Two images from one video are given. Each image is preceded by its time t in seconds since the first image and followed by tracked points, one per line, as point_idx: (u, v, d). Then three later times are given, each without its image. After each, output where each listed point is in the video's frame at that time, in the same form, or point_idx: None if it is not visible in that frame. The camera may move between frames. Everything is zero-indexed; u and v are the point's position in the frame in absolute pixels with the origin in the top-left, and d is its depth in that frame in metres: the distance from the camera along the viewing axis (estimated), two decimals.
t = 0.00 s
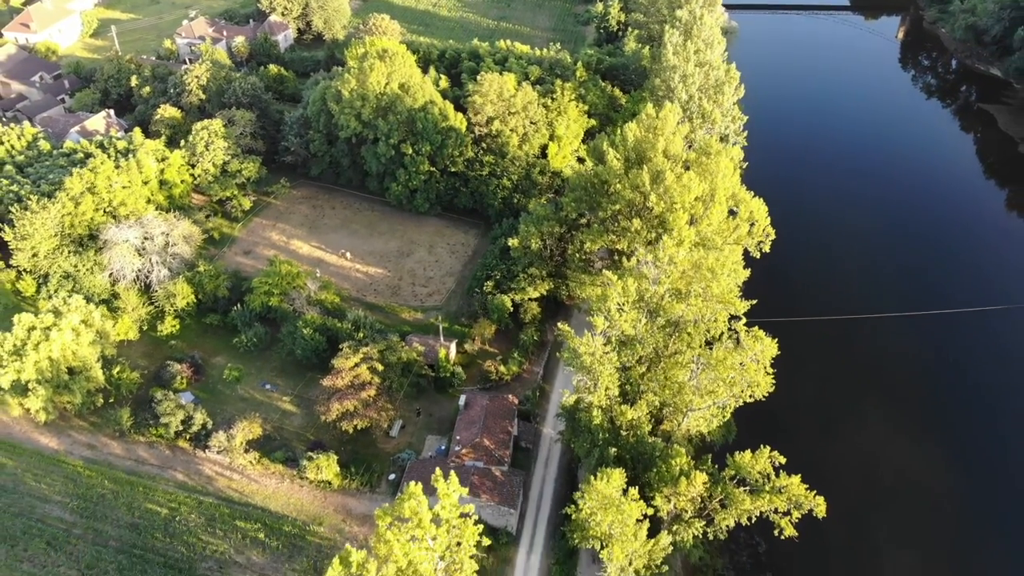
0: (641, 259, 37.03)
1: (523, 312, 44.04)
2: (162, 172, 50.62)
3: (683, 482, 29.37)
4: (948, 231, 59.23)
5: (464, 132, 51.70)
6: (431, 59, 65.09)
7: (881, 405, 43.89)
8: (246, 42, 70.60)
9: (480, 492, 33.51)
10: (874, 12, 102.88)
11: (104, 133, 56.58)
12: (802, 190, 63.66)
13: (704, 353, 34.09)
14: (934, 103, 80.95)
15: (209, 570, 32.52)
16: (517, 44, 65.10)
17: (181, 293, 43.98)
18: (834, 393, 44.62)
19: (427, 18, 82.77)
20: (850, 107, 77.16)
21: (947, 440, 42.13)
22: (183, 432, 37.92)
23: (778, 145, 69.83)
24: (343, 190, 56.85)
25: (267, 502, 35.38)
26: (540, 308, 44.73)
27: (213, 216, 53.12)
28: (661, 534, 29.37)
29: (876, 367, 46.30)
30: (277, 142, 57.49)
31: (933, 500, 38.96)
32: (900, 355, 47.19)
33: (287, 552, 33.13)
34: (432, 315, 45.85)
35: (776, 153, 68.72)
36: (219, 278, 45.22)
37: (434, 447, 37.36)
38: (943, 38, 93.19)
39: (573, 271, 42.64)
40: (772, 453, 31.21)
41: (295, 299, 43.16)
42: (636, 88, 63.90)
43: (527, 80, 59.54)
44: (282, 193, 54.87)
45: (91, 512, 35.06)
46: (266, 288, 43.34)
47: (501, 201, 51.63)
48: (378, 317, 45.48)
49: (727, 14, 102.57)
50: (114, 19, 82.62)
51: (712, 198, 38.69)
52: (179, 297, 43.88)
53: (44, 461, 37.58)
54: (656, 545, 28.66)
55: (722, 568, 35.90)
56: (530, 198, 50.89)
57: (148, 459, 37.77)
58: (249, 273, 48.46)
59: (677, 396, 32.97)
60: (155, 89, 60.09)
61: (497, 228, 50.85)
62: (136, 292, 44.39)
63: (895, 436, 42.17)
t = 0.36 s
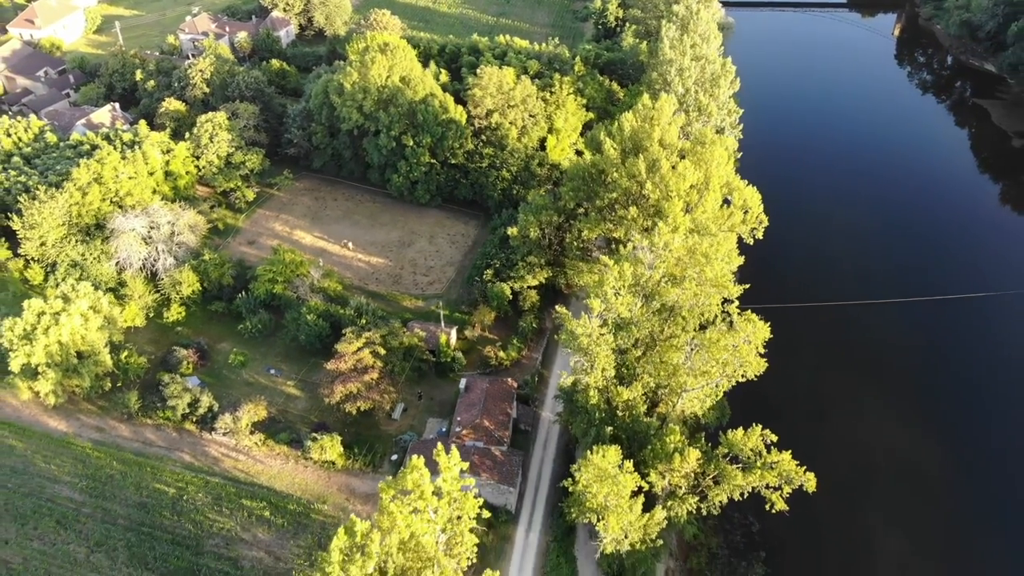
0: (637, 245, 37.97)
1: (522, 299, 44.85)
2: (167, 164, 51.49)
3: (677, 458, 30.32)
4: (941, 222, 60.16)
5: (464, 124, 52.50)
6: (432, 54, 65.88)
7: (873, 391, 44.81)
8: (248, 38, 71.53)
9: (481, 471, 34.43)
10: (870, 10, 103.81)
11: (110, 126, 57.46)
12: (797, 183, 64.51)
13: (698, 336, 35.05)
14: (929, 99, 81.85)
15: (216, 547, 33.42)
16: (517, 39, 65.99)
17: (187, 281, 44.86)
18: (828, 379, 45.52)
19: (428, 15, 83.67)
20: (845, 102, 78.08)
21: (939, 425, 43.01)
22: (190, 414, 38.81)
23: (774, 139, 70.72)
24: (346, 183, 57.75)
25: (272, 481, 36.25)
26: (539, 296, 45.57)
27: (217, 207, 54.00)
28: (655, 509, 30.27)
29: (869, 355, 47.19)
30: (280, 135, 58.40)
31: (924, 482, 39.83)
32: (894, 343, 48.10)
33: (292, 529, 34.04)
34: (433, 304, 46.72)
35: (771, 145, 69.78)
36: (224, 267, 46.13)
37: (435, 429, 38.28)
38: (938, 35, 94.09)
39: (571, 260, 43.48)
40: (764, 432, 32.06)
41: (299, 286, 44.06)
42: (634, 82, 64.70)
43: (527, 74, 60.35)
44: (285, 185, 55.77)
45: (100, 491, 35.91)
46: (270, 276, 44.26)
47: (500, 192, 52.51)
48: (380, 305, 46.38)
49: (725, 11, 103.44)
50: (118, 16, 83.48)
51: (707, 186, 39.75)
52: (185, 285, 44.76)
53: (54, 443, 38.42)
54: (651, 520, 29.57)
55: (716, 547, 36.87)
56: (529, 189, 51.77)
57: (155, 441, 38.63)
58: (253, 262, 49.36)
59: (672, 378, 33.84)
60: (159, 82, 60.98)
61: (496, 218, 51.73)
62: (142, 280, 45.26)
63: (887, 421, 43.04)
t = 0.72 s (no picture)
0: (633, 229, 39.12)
1: (521, 287, 45.59)
2: (172, 155, 52.42)
3: (672, 436, 31.23)
4: (935, 214, 61.00)
5: (464, 116, 53.25)
6: (432, 49, 66.70)
7: (866, 377, 45.65)
8: (251, 34, 72.14)
9: (480, 451, 35.36)
10: (867, 7, 104.68)
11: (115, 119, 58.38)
12: (793, 175, 65.39)
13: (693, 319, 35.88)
14: (924, 94, 82.71)
15: (222, 525, 34.28)
16: (516, 34, 66.84)
17: (193, 269, 45.73)
18: (822, 366, 46.36)
19: (428, 11, 84.55)
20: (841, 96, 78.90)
21: (930, 410, 43.85)
22: (196, 398, 39.69)
23: (770, 133, 71.58)
24: (348, 175, 58.67)
25: (277, 462, 37.14)
26: (538, 284, 46.41)
27: (221, 198, 54.91)
28: (651, 486, 31.21)
29: (862, 342, 48.04)
30: (283, 129, 59.31)
31: (914, 464, 40.69)
32: (886, 331, 48.92)
33: (297, 508, 34.92)
34: (434, 292, 47.59)
35: (766, 137, 70.70)
36: (228, 255, 47.04)
37: (437, 412, 39.19)
38: (933, 31, 94.99)
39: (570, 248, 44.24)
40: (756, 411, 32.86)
41: (303, 275, 44.98)
42: (632, 76, 65.58)
43: (526, 68, 61.09)
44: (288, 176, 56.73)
45: (109, 472, 36.77)
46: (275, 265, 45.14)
47: (500, 183, 53.33)
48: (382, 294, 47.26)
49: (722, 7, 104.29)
50: (122, 13, 84.38)
51: (701, 176, 40.68)
52: (191, 273, 45.65)
53: (63, 426, 39.24)
54: (647, 496, 30.48)
55: (711, 527, 37.75)
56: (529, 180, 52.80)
57: (162, 424, 39.51)
58: (256, 251, 50.26)
59: (667, 360, 34.70)
60: (164, 77, 61.89)
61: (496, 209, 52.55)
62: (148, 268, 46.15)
63: (879, 406, 43.91)
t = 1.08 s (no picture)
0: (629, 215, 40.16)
1: (520, 276, 46.37)
2: (177, 147, 53.35)
3: (666, 415, 32.15)
4: (929, 206, 61.78)
5: (464, 109, 54.19)
6: (433, 44, 67.48)
7: (860, 364, 46.40)
8: (254, 29, 72.97)
9: (481, 432, 36.24)
10: (864, 4, 105.52)
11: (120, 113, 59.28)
12: (789, 169, 66.28)
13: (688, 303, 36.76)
14: (920, 90, 83.49)
15: (229, 504, 35.16)
16: (515, 29, 67.63)
17: (198, 258, 46.58)
18: (816, 353, 47.14)
19: (428, 8, 85.39)
20: (837, 92, 79.76)
21: (923, 395, 44.63)
22: (202, 382, 40.55)
23: (765, 128, 72.52)
24: (349, 168, 59.56)
25: (282, 444, 38.04)
26: (537, 272, 47.26)
27: (225, 189, 55.82)
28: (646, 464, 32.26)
29: (856, 330, 48.82)
30: (285, 122, 60.21)
31: (906, 448, 41.47)
32: (880, 319, 49.73)
33: (301, 487, 35.80)
34: (435, 281, 48.44)
35: (762, 133, 71.61)
36: (233, 245, 47.92)
37: (438, 396, 40.07)
38: (929, 28, 95.82)
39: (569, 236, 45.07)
40: (750, 391, 33.69)
41: (306, 263, 45.87)
42: (629, 71, 66.36)
43: (525, 63, 61.84)
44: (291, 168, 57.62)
45: (117, 453, 37.63)
46: (278, 254, 45.94)
47: (499, 175, 54.15)
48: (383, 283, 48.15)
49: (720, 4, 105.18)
50: (124, 9, 85.28)
51: (696, 165, 41.59)
52: (196, 262, 46.51)
53: (71, 409, 40.08)
54: (642, 473, 31.46)
55: (706, 508, 38.58)
56: (528, 171, 53.51)
57: (169, 408, 40.39)
58: (260, 241, 51.17)
59: (662, 343, 35.54)
60: (168, 71, 62.83)
61: (496, 200, 53.41)
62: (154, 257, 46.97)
63: (872, 391, 44.68)
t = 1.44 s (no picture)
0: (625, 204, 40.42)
1: (519, 265, 47.23)
2: (181, 139, 54.19)
3: (661, 396, 33.11)
4: (922, 200, 62.82)
5: (463, 102, 54.75)
6: (433, 39, 68.33)
7: (853, 354, 47.38)
8: (256, 24, 74.15)
9: (481, 415, 37.12)
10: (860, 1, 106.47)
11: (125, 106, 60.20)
12: (784, 163, 67.31)
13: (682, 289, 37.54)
14: (915, 86, 84.45)
15: (234, 484, 36.03)
16: (514, 25, 68.52)
17: (202, 247, 47.46)
18: (810, 343, 48.11)
19: (428, 4, 86.23)
20: (832, 88, 80.78)
21: (914, 382, 45.58)
22: (208, 367, 41.41)
23: (761, 124, 73.51)
24: (351, 161, 60.47)
25: (286, 427, 38.91)
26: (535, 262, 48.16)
27: (228, 181, 56.73)
28: (641, 443, 33.43)
29: (849, 321, 49.81)
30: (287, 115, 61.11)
31: (898, 433, 42.39)
32: (873, 310, 50.72)
33: (305, 468, 36.67)
34: (436, 271, 49.32)
35: (758, 129, 72.62)
36: (237, 234, 48.80)
37: (439, 381, 40.96)
38: (924, 24, 96.73)
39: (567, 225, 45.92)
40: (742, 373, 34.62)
41: (309, 253, 46.75)
42: (627, 66, 67.26)
43: (524, 57, 62.69)
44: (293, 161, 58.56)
45: (125, 436, 38.49)
46: (282, 243, 46.83)
47: (499, 167, 55.18)
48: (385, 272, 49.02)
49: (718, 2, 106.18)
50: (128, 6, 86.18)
51: (691, 155, 42.50)
52: (201, 251, 47.41)
53: (80, 394, 40.94)
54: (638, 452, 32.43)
55: (700, 489, 39.52)
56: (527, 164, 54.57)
57: (175, 392, 41.24)
58: (263, 232, 52.06)
59: (657, 327, 36.46)
60: (172, 66, 63.75)
61: (495, 191, 54.28)
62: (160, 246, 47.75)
63: (864, 380, 45.60)
